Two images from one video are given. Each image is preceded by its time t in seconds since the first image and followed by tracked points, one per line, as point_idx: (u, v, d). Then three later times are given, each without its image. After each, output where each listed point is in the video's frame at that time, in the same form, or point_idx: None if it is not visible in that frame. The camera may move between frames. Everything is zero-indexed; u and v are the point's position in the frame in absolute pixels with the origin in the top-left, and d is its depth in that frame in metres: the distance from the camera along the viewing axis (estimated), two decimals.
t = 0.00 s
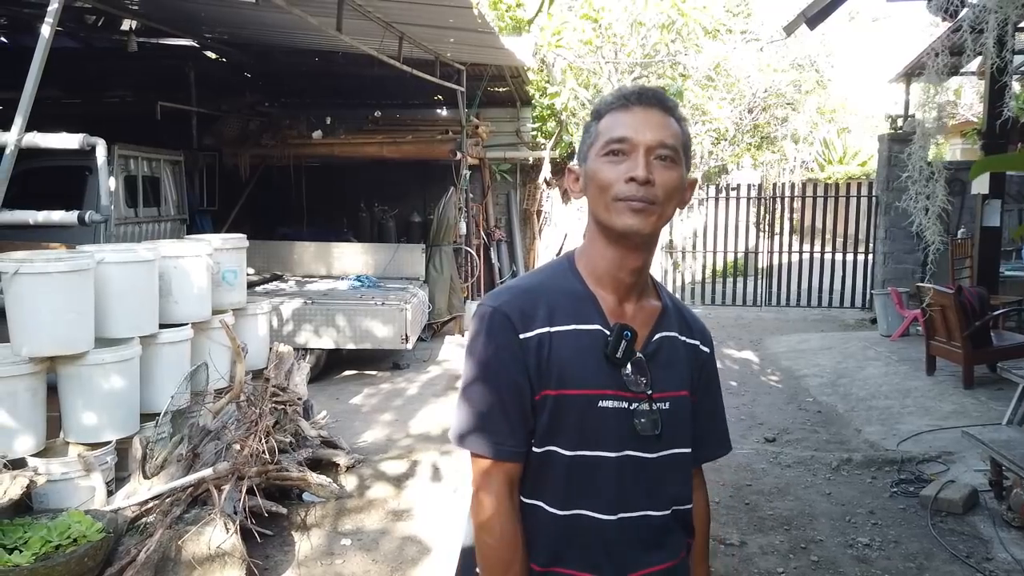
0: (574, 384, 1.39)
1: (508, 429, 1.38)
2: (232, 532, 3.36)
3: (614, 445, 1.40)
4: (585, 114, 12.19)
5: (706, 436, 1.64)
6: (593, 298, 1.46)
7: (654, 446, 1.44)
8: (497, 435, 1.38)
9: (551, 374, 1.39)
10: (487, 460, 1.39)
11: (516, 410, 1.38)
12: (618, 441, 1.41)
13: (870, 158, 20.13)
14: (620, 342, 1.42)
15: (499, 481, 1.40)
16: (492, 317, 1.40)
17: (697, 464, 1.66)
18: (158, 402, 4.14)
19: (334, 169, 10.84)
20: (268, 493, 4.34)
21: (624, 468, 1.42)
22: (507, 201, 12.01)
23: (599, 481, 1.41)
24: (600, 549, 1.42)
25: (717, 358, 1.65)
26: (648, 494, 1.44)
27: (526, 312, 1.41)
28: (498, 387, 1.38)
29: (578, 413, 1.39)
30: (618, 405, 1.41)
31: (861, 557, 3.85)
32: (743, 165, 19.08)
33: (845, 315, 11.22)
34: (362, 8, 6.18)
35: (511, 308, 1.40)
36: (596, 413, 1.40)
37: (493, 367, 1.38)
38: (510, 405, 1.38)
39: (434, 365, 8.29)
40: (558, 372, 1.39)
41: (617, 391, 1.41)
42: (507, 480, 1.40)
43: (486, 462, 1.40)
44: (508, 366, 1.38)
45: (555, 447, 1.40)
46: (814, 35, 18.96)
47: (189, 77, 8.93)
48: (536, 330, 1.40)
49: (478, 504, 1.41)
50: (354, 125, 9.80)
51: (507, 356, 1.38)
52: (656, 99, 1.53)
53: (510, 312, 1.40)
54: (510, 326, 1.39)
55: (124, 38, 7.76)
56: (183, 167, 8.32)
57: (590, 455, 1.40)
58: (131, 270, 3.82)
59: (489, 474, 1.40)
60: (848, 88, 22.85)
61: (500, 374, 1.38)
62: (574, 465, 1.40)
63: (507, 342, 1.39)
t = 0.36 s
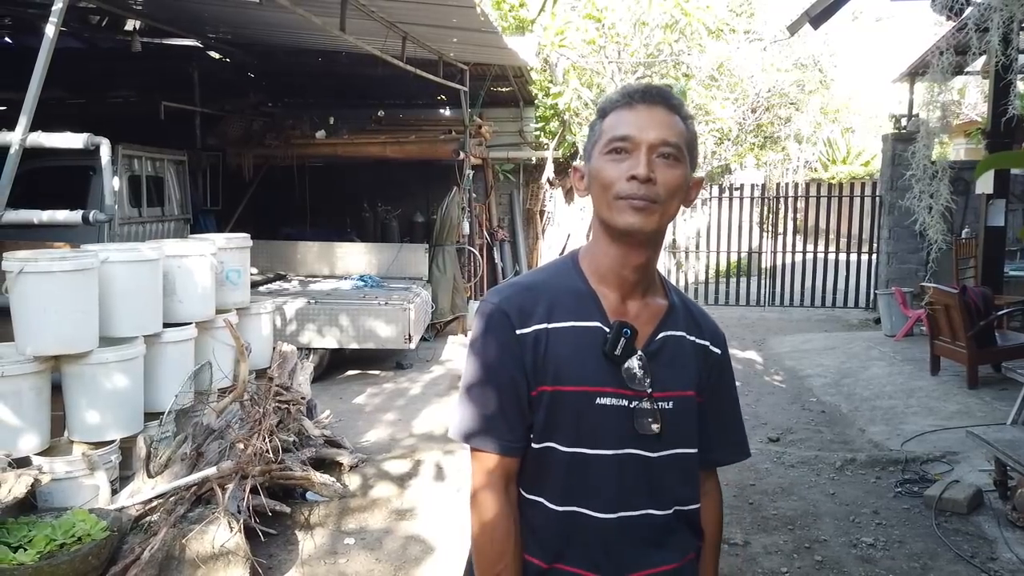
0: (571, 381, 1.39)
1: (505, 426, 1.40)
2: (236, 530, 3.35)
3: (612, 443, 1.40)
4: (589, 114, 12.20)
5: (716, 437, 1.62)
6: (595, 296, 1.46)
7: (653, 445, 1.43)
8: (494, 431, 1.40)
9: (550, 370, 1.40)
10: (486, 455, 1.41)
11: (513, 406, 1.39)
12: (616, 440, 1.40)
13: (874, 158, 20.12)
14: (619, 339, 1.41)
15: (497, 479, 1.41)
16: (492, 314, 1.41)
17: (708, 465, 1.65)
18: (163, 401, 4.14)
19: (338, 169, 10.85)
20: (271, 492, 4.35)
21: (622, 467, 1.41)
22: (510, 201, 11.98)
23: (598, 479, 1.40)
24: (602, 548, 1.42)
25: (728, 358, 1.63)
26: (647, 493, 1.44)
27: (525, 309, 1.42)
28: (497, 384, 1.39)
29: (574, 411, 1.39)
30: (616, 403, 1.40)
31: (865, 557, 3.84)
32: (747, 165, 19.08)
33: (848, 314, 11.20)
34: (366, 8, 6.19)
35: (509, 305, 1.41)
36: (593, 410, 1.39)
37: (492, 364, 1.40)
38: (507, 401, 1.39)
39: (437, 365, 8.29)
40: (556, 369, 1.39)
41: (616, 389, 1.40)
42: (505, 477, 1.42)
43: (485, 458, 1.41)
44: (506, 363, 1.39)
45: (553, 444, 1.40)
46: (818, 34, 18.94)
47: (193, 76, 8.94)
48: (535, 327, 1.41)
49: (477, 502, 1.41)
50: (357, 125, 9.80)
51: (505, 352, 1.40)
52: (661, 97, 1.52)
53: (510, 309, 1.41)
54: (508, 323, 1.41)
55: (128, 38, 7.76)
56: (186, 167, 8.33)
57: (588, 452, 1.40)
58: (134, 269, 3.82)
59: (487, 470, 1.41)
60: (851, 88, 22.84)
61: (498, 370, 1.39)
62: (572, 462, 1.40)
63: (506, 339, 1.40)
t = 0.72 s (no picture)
0: (568, 380, 1.39)
1: (502, 426, 1.40)
2: (238, 530, 3.35)
3: (610, 441, 1.40)
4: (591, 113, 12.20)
5: (719, 439, 1.62)
6: (591, 295, 1.46)
7: (653, 444, 1.42)
8: (490, 431, 1.40)
9: (546, 369, 1.40)
10: (483, 455, 1.41)
11: (510, 405, 1.40)
12: (614, 438, 1.40)
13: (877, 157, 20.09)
14: (615, 336, 1.41)
15: (495, 478, 1.42)
16: (487, 314, 1.42)
17: (713, 469, 1.64)
18: (165, 401, 4.15)
19: (340, 169, 10.86)
20: (274, 492, 4.35)
21: (622, 466, 1.40)
22: (512, 201, 11.99)
23: (596, 479, 1.40)
24: (605, 549, 1.41)
25: (731, 357, 1.62)
26: (649, 493, 1.43)
27: (520, 309, 1.42)
28: (493, 383, 1.39)
29: (572, 409, 1.39)
30: (613, 401, 1.40)
31: (867, 557, 3.83)
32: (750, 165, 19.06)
33: (852, 314, 11.17)
34: (368, 8, 6.19)
35: (505, 305, 1.42)
36: (591, 409, 1.39)
37: (489, 365, 1.40)
38: (503, 400, 1.39)
39: (439, 365, 8.29)
40: (552, 367, 1.40)
41: (613, 387, 1.40)
42: (503, 477, 1.42)
43: (483, 458, 1.41)
44: (502, 362, 1.39)
45: (552, 443, 1.40)
46: (821, 34, 18.91)
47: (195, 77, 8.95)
48: (530, 325, 1.41)
49: (475, 503, 1.42)
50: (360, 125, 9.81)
51: (501, 352, 1.40)
52: (656, 97, 1.52)
53: (505, 309, 1.41)
54: (503, 322, 1.41)
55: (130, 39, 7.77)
56: (189, 167, 8.34)
57: (586, 451, 1.39)
58: (137, 268, 3.83)
59: (485, 470, 1.42)
60: (855, 87, 22.81)
61: (494, 370, 1.40)
62: (570, 462, 1.40)
63: (502, 338, 1.40)
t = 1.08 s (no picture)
0: (563, 380, 1.39)
1: (498, 426, 1.41)
2: (238, 530, 3.35)
3: (607, 442, 1.39)
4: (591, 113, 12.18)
5: (724, 441, 1.61)
6: (589, 295, 1.46)
7: (652, 446, 1.42)
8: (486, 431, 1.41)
9: (541, 368, 1.40)
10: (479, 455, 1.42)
11: (505, 405, 1.41)
12: (611, 438, 1.40)
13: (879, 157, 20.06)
14: (611, 335, 1.40)
15: (491, 479, 1.43)
16: (483, 316, 1.43)
17: (718, 472, 1.63)
18: (165, 401, 4.15)
19: (341, 169, 10.85)
20: (274, 492, 4.35)
21: (619, 467, 1.40)
22: (513, 201, 12.00)
23: (594, 479, 1.40)
24: (602, 551, 1.41)
25: (735, 357, 1.60)
26: (647, 495, 1.42)
27: (516, 310, 1.43)
28: (490, 383, 1.41)
29: (568, 410, 1.39)
30: (610, 402, 1.40)
31: (868, 557, 3.83)
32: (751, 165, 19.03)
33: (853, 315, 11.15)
34: (368, 8, 6.19)
35: (500, 306, 1.43)
36: (587, 410, 1.39)
37: (485, 365, 1.41)
38: (499, 401, 1.40)
39: (440, 365, 8.30)
40: (548, 367, 1.40)
41: (609, 387, 1.40)
42: (500, 477, 1.43)
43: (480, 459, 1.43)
44: (497, 362, 1.41)
45: (548, 443, 1.40)
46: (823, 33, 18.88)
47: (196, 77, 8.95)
48: (525, 326, 1.42)
49: (472, 503, 1.43)
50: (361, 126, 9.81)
51: (497, 352, 1.41)
52: (654, 96, 1.52)
53: (500, 310, 1.42)
54: (498, 323, 1.42)
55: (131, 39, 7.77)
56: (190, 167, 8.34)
57: (583, 452, 1.39)
58: (137, 269, 3.83)
59: (482, 470, 1.43)
60: (857, 87, 22.80)
61: (489, 370, 1.41)
62: (565, 462, 1.40)
63: (497, 338, 1.41)
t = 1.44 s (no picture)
0: (572, 383, 1.39)
1: (506, 429, 1.40)
2: (241, 530, 3.36)
3: (616, 445, 1.39)
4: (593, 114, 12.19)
5: (725, 440, 1.61)
6: (597, 297, 1.46)
7: (660, 447, 1.42)
8: (495, 434, 1.40)
9: (551, 371, 1.40)
10: (487, 459, 1.41)
11: (514, 408, 1.40)
12: (619, 440, 1.40)
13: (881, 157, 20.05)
14: (621, 339, 1.41)
15: (499, 483, 1.42)
16: (492, 318, 1.42)
17: (718, 470, 1.64)
18: (168, 402, 4.16)
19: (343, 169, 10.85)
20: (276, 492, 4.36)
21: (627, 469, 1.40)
22: (515, 201, 12.01)
23: (602, 481, 1.40)
24: (611, 552, 1.41)
25: (737, 358, 1.61)
26: (653, 495, 1.42)
27: (525, 312, 1.42)
28: (498, 386, 1.40)
29: (577, 413, 1.39)
30: (619, 405, 1.40)
31: (871, 559, 3.83)
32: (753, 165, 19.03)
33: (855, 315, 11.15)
34: (371, 9, 6.21)
35: (509, 308, 1.42)
36: (597, 414, 1.39)
37: (493, 368, 1.40)
38: (508, 403, 1.40)
39: (442, 365, 8.30)
40: (558, 370, 1.40)
41: (618, 390, 1.40)
42: (507, 480, 1.42)
43: (487, 463, 1.42)
44: (507, 365, 1.40)
45: (557, 446, 1.40)
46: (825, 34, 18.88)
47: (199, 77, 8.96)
48: (535, 329, 1.41)
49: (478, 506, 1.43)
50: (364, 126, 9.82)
51: (506, 354, 1.40)
52: (661, 97, 1.52)
53: (509, 312, 1.41)
54: (508, 325, 1.41)
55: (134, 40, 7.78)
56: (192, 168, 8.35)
57: (592, 454, 1.39)
58: (141, 269, 3.83)
59: (489, 474, 1.42)
60: (859, 87, 22.79)
61: (498, 373, 1.40)
62: (574, 465, 1.40)
63: (507, 342, 1.41)
